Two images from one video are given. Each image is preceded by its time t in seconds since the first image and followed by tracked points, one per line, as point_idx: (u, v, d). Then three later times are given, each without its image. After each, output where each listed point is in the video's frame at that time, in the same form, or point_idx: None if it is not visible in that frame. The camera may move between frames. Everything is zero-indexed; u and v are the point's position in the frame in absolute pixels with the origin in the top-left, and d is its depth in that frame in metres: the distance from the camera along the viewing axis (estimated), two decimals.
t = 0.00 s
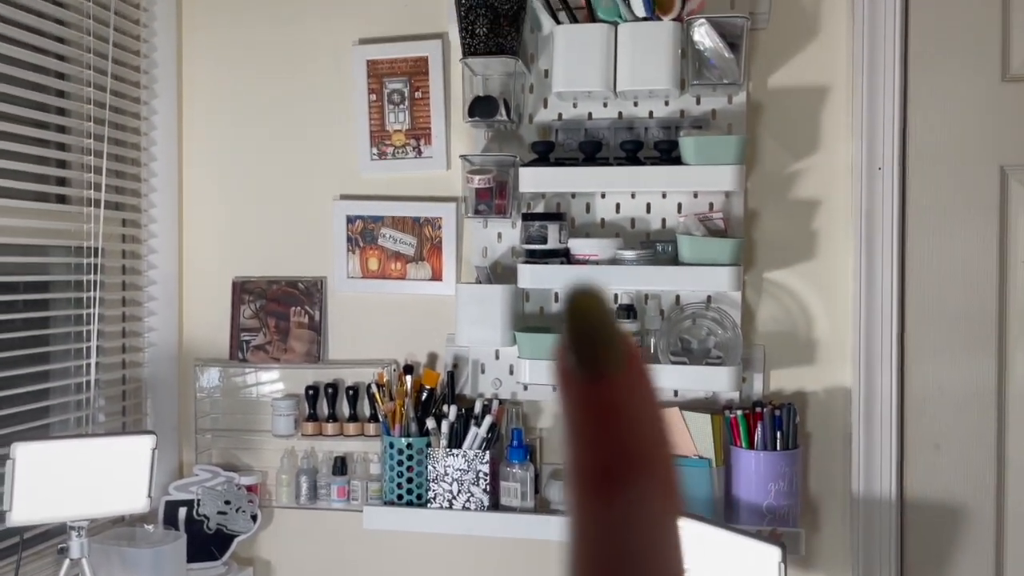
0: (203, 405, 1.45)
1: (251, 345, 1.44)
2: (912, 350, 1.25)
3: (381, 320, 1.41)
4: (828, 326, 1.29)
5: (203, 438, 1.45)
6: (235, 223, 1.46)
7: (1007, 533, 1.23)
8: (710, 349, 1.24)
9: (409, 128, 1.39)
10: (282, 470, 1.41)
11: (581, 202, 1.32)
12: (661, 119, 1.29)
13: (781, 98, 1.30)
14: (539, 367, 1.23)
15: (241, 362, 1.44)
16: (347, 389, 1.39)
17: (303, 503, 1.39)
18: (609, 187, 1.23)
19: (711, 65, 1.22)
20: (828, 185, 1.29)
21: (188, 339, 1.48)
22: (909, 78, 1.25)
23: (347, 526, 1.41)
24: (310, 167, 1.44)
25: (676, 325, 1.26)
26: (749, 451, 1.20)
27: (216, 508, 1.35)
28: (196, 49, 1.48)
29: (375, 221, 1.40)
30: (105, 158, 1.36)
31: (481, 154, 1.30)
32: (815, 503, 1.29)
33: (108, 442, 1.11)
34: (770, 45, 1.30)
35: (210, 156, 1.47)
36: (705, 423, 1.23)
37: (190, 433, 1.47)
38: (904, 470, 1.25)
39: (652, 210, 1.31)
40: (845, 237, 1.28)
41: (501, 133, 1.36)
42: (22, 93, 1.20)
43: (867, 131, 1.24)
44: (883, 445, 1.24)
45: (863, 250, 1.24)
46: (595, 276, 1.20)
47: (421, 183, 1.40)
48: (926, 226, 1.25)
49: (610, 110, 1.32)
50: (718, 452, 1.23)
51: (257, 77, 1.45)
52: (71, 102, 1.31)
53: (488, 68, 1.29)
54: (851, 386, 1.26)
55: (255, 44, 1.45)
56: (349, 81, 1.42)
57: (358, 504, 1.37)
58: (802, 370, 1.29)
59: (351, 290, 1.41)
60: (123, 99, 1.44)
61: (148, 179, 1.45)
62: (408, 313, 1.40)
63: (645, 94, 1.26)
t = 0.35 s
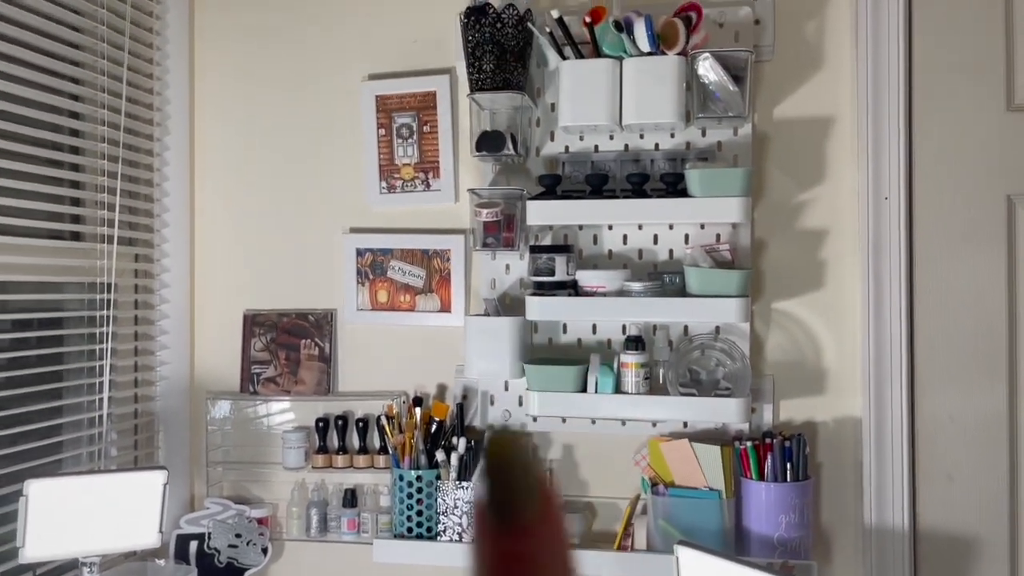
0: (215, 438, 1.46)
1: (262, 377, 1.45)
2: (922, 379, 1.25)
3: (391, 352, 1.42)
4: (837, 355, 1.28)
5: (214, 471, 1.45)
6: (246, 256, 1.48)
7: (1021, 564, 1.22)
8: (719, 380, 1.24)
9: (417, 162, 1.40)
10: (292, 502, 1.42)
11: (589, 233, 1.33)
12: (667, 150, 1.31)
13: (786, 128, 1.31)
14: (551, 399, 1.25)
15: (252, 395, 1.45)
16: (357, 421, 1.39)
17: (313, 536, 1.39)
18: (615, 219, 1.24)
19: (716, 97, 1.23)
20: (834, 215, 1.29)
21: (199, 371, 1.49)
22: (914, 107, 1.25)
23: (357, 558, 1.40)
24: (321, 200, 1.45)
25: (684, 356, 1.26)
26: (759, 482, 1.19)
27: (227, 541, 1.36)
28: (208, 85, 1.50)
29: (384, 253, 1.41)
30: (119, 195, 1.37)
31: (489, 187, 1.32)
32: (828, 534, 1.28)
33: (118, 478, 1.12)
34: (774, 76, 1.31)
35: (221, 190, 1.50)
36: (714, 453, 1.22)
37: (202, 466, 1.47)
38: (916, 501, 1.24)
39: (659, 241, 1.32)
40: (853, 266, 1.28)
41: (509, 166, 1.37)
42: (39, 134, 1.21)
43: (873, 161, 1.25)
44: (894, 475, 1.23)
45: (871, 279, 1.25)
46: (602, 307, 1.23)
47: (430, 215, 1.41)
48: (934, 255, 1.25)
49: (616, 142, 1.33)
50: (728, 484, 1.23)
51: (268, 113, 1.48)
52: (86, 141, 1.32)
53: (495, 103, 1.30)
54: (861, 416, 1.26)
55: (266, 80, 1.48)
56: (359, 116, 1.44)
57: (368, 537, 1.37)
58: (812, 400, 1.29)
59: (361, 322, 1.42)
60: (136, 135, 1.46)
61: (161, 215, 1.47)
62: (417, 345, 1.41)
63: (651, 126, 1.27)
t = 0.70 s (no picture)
0: (219, 463, 1.45)
1: (267, 402, 1.45)
2: (931, 400, 1.23)
3: (396, 375, 1.42)
4: (845, 376, 1.28)
5: (218, 496, 1.45)
6: (250, 280, 1.48)
7: None
8: (726, 403, 1.23)
9: (421, 185, 1.41)
10: (298, 527, 1.41)
11: (593, 255, 1.33)
12: (671, 172, 1.31)
13: (791, 149, 1.31)
14: (557, 423, 1.24)
15: (257, 420, 1.44)
16: (362, 446, 1.39)
17: (319, 562, 1.38)
18: (620, 241, 1.24)
19: (719, 118, 1.23)
20: (840, 235, 1.29)
21: (204, 397, 1.49)
22: (919, 126, 1.25)
23: None
24: (325, 224, 1.46)
25: (691, 378, 1.25)
26: (768, 506, 1.18)
27: (231, 567, 1.34)
28: (213, 110, 1.51)
29: (389, 276, 1.41)
30: (123, 221, 1.37)
31: (493, 210, 1.31)
32: (837, 558, 1.27)
33: (123, 506, 1.11)
34: (778, 96, 1.32)
35: (226, 215, 1.50)
36: (720, 476, 1.21)
37: (207, 490, 1.47)
38: (928, 524, 1.23)
39: (664, 263, 1.31)
40: (860, 287, 1.27)
41: (513, 189, 1.37)
42: (43, 161, 1.21)
43: (878, 180, 1.24)
44: (906, 499, 1.21)
45: (878, 300, 1.23)
46: (607, 330, 1.23)
47: (434, 238, 1.41)
48: (943, 275, 1.24)
49: (620, 164, 1.33)
50: (736, 507, 1.21)
51: (272, 138, 1.48)
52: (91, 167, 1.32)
53: (499, 126, 1.31)
54: (870, 438, 1.25)
55: (270, 105, 1.49)
56: (363, 139, 1.44)
57: (374, 563, 1.36)
58: (820, 421, 1.28)
59: (366, 345, 1.42)
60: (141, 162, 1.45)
61: (165, 240, 1.46)
62: (422, 368, 1.41)
63: (655, 148, 1.27)
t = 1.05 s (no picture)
0: (229, 473, 1.45)
1: (275, 412, 1.45)
2: (942, 405, 1.23)
3: (405, 384, 1.42)
4: (855, 381, 1.28)
5: (227, 506, 1.45)
6: (258, 290, 1.49)
7: None
8: (736, 409, 1.23)
9: (429, 194, 1.41)
10: (307, 537, 1.40)
11: (601, 262, 1.33)
12: (678, 179, 1.31)
13: (798, 155, 1.31)
14: (566, 431, 1.24)
15: (265, 430, 1.44)
16: (371, 454, 1.38)
17: (328, 572, 1.37)
18: (628, 248, 1.24)
19: (726, 125, 1.23)
20: (848, 241, 1.29)
21: (212, 406, 1.49)
22: (926, 130, 1.24)
23: None
24: (333, 233, 1.46)
25: (700, 386, 1.25)
26: (779, 513, 1.17)
27: None
28: (221, 121, 1.52)
29: (396, 285, 1.41)
30: (132, 232, 1.37)
31: (501, 218, 1.32)
32: (848, 564, 1.27)
33: (136, 515, 1.11)
34: (784, 103, 1.32)
35: (234, 224, 1.50)
36: (732, 483, 1.21)
37: (217, 499, 1.47)
38: (939, 530, 1.22)
39: (673, 269, 1.31)
40: (869, 293, 1.28)
41: (520, 197, 1.37)
42: (52, 172, 1.21)
43: (886, 184, 1.23)
44: (918, 506, 1.20)
45: (887, 305, 1.23)
46: (616, 337, 1.23)
47: (441, 246, 1.41)
48: (952, 280, 1.24)
49: (627, 171, 1.33)
50: (747, 514, 1.20)
51: (280, 148, 1.49)
52: (99, 178, 1.32)
53: (506, 134, 1.31)
54: (881, 444, 1.25)
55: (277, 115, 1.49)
56: (370, 148, 1.45)
57: (383, 573, 1.35)
58: (830, 427, 1.28)
59: (374, 354, 1.42)
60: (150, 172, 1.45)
61: (173, 250, 1.45)
62: (431, 376, 1.41)
63: (662, 155, 1.27)
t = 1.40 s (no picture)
0: (234, 473, 1.45)
1: (280, 411, 1.45)
2: (949, 403, 1.22)
3: (410, 383, 1.42)
4: (861, 379, 1.28)
5: (232, 506, 1.44)
6: (262, 289, 1.49)
7: None
8: (742, 408, 1.23)
9: (433, 193, 1.41)
10: (312, 537, 1.40)
11: (607, 261, 1.33)
12: (683, 177, 1.31)
13: (803, 153, 1.31)
14: (572, 430, 1.23)
15: (270, 429, 1.44)
16: (376, 454, 1.38)
17: (333, 572, 1.37)
18: (633, 247, 1.24)
19: (732, 123, 1.23)
20: (853, 239, 1.29)
21: (218, 406, 1.49)
22: (932, 127, 1.24)
23: None
24: (338, 233, 1.46)
25: (705, 385, 1.25)
26: (785, 511, 1.17)
27: None
28: (225, 120, 1.52)
29: (401, 284, 1.41)
30: (137, 232, 1.37)
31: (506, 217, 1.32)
32: (855, 563, 1.27)
33: (141, 514, 1.11)
34: (790, 101, 1.32)
35: (240, 224, 1.51)
36: (740, 482, 1.20)
37: (222, 499, 1.47)
38: (947, 529, 1.21)
39: (678, 268, 1.31)
40: (875, 291, 1.28)
41: (525, 196, 1.37)
42: (57, 172, 1.21)
43: (892, 181, 1.23)
44: (925, 505, 1.19)
45: (893, 303, 1.23)
46: (621, 336, 1.23)
47: (446, 246, 1.41)
48: (958, 276, 1.23)
49: (632, 170, 1.33)
50: (754, 513, 1.20)
51: (284, 148, 1.49)
52: (104, 178, 1.32)
53: (510, 133, 1.31)
54: (888, 442, 1.24)
55: (281, 114, 1.49)
56: (375, 148, 1.45)
57: (389, 571, 1.36)
58: (836, 425, 1.29)
59: (379, 354, 1.42)
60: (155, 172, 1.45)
61: (179, 250, 1.45)
62: (436, 376, 1.41)
63: (667, 154, 1.27)
